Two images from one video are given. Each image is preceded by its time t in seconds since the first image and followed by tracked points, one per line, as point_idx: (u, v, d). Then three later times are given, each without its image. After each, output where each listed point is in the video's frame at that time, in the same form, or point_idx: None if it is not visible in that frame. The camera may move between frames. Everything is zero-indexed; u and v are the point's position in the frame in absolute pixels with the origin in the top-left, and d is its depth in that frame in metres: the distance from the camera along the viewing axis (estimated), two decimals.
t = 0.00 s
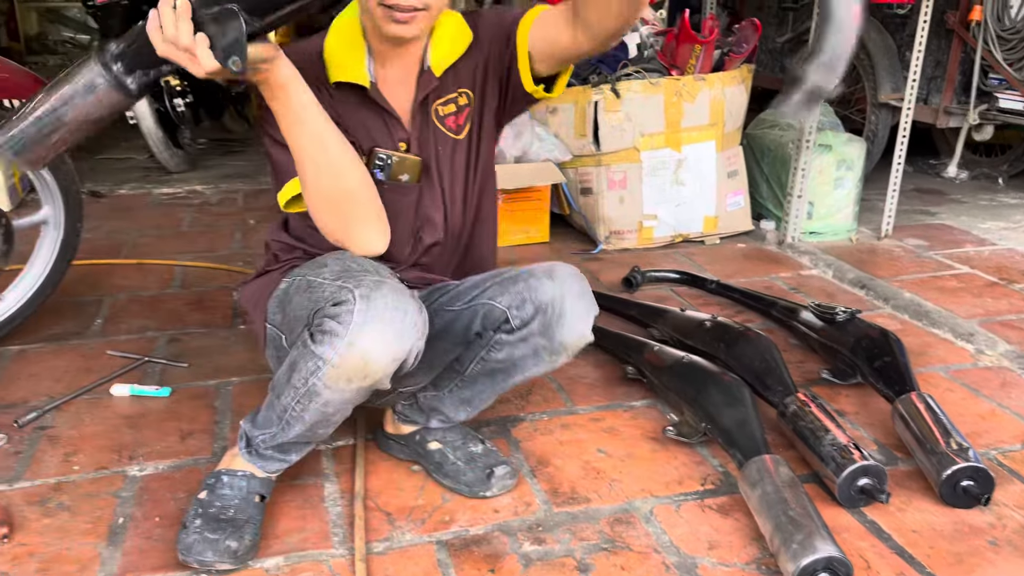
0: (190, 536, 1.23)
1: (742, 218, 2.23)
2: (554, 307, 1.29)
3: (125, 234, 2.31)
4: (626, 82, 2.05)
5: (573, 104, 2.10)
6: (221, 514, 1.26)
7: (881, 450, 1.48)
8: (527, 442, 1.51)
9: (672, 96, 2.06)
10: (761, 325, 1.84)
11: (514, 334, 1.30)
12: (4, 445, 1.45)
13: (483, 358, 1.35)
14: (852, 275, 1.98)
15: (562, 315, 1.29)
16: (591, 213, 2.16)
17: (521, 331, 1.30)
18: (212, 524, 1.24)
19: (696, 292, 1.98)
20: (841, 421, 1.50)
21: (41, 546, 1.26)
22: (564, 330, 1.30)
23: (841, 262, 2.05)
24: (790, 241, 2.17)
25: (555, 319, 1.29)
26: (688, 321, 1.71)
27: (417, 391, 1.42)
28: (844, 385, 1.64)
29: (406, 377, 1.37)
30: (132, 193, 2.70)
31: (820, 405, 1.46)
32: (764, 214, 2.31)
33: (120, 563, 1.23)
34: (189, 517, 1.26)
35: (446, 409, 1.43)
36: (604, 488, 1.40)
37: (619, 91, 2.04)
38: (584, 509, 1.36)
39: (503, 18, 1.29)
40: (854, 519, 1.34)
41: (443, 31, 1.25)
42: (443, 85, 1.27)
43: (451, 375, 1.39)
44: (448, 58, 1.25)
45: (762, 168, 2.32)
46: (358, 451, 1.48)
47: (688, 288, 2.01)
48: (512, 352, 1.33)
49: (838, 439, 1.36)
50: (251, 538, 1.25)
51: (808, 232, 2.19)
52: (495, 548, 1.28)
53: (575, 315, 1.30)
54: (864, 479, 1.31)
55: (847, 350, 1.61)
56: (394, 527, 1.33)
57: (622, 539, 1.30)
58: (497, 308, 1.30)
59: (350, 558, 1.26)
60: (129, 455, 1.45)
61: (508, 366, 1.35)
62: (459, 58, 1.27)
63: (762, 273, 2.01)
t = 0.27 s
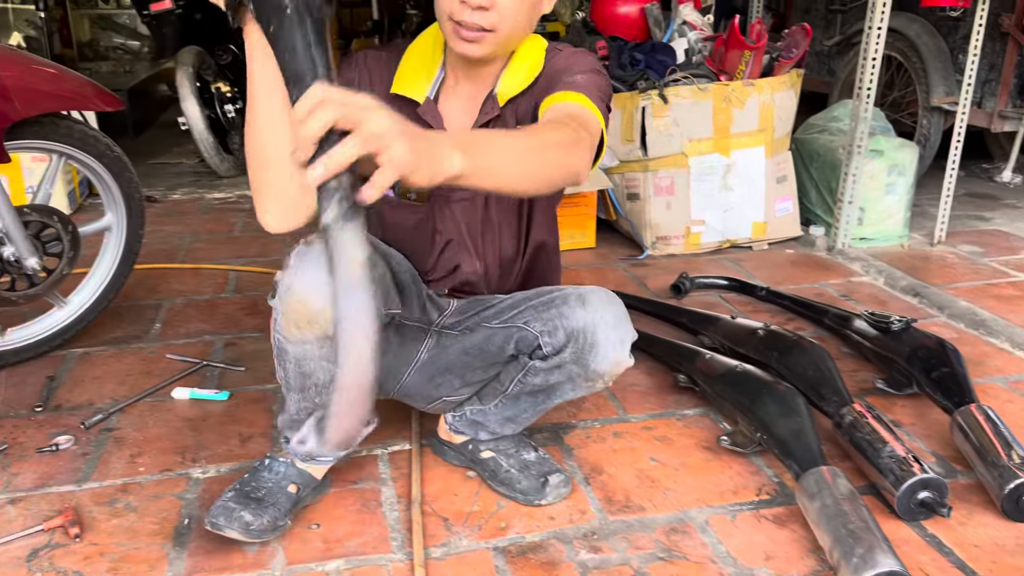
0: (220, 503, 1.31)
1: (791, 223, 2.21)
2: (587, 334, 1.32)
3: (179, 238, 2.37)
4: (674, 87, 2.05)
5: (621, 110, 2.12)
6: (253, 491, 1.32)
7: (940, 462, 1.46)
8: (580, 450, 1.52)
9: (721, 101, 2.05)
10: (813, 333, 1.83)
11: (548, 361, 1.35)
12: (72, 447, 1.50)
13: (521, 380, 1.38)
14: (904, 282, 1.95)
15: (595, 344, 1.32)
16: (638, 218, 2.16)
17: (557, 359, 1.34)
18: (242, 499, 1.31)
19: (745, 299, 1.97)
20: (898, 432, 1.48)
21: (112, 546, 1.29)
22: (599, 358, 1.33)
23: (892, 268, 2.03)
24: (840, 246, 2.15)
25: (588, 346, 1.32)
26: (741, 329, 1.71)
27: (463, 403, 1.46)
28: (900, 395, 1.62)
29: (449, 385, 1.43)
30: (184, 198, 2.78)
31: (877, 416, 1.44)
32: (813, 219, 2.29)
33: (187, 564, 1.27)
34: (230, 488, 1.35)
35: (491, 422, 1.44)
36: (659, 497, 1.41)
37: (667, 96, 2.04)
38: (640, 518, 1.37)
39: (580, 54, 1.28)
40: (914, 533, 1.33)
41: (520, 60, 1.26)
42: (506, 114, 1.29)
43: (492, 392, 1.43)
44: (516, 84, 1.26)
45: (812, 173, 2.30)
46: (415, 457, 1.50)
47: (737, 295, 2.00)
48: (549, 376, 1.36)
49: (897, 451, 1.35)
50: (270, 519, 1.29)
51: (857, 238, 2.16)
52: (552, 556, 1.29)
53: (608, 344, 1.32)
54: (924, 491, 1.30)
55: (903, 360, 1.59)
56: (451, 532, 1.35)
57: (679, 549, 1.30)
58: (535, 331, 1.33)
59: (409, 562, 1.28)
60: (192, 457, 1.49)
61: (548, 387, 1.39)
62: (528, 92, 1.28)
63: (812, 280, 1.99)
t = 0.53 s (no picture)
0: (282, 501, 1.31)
1: (845, 222, 2.18)
2: (605, 380, 1.30)
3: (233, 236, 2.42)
4: (727, 85, 2.03)
5: (672, 107, 2.12)
6: (314, 488, 1.32)
7: (1010, 466, 1.41)
8: (638, 449, 1.51)
9: (775, 98, 2.03)
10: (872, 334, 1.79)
11: (572, 402, 1.34)
12: (138, 439, 1.55)
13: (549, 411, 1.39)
14: (965, 283, 1.91)
15: (615, 386, 1.30)
16: (689, 216, 2.17)
17: (580, 399, 1.34)
18: (303, 496, 1.31)
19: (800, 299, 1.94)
20: (966, 436, 1.44)
21: (179, 537, 1.32)
22: (620, 399, 1.32)
23: (952, 269, 1.99)
24: (897, 246, 2.11)
25: (608, 388, 1.31)
26: (799, 329, 1.68)
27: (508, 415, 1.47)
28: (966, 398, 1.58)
29: (480, 398, 1.44)
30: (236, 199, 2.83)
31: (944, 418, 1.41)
32: (869, 219, 2.26)
33: (252, 556, 1.29)
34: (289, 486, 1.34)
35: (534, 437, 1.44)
36: (719, 498, 1.39)
37: (720, 93, 2.02)
38: (700, 518, 1.36)
39: (613, 67, 1.23)
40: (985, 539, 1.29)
41: (546, 70, 1.23)
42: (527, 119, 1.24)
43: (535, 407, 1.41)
44: (539, 91, 1.22)
45: (867, 171, 2.26)
46: (473, 454, 1.50)
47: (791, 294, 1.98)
48: (577, 413, 1.37)
49: (966, 454, 1.31)
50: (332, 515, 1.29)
51: (915, 237, 2.12)
52: (613, 555, 1.29)
53: (629, 384, 1.30)
54: (995, 497, 1.25)
55: (968, 361, 1.55)
56: (511, 529, 1.35)
57: (741, 550, 1.29)
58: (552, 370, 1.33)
59: (471, 559, 1.28)
60: (253, 452, 1.52)
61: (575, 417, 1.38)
62: (552, 101, 1.24)
63: (869, 281, 1.96)
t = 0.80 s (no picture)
0: (365, 518, 1.30)
1: (908, 219, 2.15)
2: (650, 429, 1.26)
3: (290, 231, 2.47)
4: (788, 79, 1.99)
5: (730, 102, 2.11)
6: (394, 500, 1.32)
7: None
8: (702, 446, 1.51)
9: (837, 93, 1.99)
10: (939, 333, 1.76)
11: (621, 450, 1.31)
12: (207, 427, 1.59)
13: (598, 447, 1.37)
14: None
15: (665, 430, 1.26)
16: (747, 213, 2.16)
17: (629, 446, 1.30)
18: (385, 509, 1.30)
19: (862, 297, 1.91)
20: None
21: (251, 524, 1.35)
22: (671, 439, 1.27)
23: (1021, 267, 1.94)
24: (962, 244, 2.06)
25: (658, 433, 1.26)
26: (864, 326, 1.66)
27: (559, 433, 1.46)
28: None
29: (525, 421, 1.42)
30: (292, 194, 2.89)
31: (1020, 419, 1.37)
32: (933, 216, 2.21)
33: (322, 544, 1.31)
34: (366, 500, 1.33)
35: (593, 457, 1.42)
36: (787, 496, 1.38)
37: (780, 88, 1.99)
38: (768, 516, 1.34)
39: (613, 71, 1.18)
40: None
41: (537, 74, 1.19)
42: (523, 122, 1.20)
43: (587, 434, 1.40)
44: (533, 93, 1.18)
45: (931, 167, 2.23)
46: (536, 448, 1.51)
47: (854, 292, 1.95)
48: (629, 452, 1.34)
49: None
50: (418, 526, 1.29)
51: (981, 235, 2.07)
52: (682, 551, 1.28)
53: (677, 425, 1.26)
54: None
55: None
56: (578, 523, 1.35)
57: (812, 549, 1.27)
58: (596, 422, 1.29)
59: (538, 551, 1.28)
60: (320, 442, 1.55)
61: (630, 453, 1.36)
62: (548, 103, 1.19)
63: (935, 279, 1.92)
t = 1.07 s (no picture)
0: (447, 496, 1.32)
1: (992, 204, 2.13)
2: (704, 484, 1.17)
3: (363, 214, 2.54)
4: (869, 60, 2.00)
5: (808, 84, 2.11)
6: (476, 479, 1.34)
7: None
8: (785, 430, 1.50)
9: (921, 74, 1.99)
10: None
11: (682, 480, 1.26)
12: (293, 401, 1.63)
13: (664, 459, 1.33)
14: None
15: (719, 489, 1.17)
16: (823, 197, 2.16)
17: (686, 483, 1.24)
18: (468, 487, 1.32)
19: (945, 282, 1.88)
20: None
21: (341, 494, 1.39)
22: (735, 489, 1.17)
23: None
24: None
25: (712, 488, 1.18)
26: (951, 313, 1.63)
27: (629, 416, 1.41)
28: None
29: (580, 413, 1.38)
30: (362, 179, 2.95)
31: None
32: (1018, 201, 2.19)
33: (411, 515, 1.35)
34: (447, 477, 1.36)
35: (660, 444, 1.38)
36: (875, 481, 1.37)
37: (860, 69, 1.99)
38: (854, 499, 1.33)
39: (638, 13, 1.10)
40: None
41: (554, 25, 1.13)
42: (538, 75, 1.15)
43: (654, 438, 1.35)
44: (548, 42, 1.13)
45: (1016, 151, 2.19)
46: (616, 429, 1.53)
47: (937, 278, 1.92)
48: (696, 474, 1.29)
49: None
50: (502, 504, 1.32)
51: None
52: (768, 532, 1.28)
53: (735, 481, 1.15)
54: None
55: None
56: (661, 502, 1.36)
57: (902, 534, 1.25)
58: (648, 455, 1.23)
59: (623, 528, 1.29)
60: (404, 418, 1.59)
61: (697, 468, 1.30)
62: (568, 52, 1.13)
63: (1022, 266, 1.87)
